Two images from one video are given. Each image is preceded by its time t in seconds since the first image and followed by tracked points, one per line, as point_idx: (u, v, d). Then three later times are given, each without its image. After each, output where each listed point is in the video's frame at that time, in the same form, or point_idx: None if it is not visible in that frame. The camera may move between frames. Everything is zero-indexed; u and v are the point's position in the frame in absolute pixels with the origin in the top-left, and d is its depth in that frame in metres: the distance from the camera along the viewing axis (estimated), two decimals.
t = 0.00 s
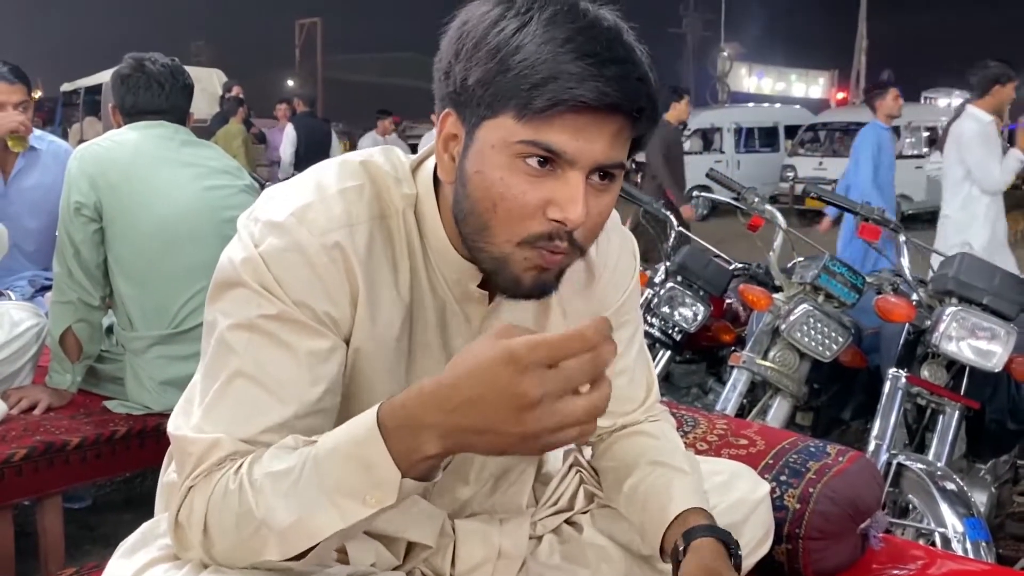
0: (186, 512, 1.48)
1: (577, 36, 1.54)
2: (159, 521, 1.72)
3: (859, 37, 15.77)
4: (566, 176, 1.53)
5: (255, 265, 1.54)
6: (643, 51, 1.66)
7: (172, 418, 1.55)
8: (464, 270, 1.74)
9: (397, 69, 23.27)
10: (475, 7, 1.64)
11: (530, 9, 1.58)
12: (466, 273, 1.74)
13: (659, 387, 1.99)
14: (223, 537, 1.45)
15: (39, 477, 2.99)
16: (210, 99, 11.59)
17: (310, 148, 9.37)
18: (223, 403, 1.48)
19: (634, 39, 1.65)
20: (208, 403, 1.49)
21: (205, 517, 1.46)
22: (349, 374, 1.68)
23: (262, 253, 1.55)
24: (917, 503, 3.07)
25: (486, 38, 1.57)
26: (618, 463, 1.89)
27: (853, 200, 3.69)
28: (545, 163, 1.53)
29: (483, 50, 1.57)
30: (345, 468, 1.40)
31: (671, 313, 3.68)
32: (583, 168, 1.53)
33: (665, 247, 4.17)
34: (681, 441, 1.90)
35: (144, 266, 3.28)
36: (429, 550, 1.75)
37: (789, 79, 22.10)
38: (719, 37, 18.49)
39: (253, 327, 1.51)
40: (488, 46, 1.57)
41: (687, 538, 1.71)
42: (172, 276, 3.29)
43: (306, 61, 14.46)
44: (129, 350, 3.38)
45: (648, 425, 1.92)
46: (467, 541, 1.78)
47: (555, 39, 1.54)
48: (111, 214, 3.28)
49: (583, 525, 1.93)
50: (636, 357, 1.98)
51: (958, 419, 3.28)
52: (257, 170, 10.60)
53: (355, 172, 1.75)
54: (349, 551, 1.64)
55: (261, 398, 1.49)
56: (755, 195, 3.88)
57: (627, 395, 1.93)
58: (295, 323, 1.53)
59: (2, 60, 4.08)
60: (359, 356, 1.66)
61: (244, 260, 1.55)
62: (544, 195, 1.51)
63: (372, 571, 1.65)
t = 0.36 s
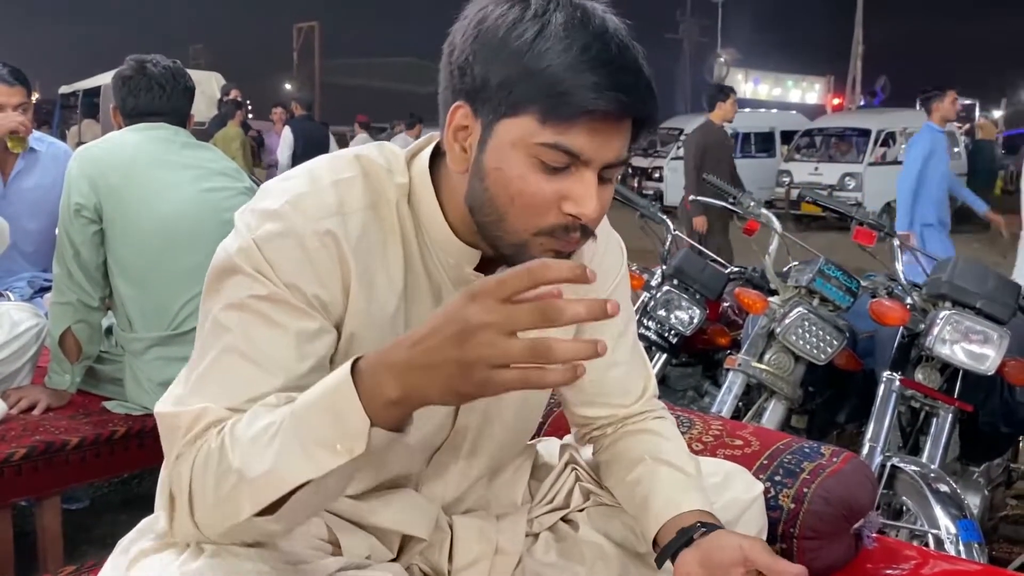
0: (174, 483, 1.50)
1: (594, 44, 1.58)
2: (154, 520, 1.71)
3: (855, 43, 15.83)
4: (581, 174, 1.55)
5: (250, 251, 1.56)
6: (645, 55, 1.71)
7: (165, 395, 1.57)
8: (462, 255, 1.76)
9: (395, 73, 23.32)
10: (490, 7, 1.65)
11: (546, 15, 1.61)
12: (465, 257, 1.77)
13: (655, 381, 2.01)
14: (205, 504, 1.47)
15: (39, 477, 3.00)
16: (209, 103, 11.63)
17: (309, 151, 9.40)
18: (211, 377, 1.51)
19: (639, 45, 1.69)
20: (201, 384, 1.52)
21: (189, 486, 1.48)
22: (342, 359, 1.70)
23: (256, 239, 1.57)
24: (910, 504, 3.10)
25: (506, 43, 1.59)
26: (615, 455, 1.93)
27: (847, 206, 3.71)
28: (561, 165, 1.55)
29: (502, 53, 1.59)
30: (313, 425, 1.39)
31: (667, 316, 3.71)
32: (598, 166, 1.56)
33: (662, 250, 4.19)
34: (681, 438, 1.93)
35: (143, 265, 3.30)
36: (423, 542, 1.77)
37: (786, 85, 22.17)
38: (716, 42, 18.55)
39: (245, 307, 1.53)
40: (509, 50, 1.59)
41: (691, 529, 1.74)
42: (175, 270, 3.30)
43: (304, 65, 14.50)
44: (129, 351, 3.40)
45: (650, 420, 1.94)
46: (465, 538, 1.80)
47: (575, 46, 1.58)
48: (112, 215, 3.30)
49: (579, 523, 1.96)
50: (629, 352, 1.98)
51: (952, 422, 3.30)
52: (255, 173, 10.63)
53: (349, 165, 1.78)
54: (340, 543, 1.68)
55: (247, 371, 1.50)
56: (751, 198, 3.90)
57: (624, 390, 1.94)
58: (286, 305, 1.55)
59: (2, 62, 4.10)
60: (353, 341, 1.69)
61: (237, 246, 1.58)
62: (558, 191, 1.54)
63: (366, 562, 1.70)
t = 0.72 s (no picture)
0: (163, 479, 1.50)
1: (554, 30, 1.63)
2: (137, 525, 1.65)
3: (851, 48, 15.88)
4: (548, 153, 1.60)
5: (241, 251, 1.58)
6: (609, 45, 1.76)
7: (156, 389, 1.57)
8: (448, 251, 1.78)
9: (393, 77, 23.36)
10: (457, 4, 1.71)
11: (509, 5, 1.66)
12: (451, 254, 1.78)
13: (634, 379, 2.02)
14: (193, 510, 1.49)
15: (35, 479, 3.02)
16: (206, 106, 11.65)
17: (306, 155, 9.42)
18: (200, 376, 1.52)
19: (602, 34, 1.74)
20: (189, 382, 1.52)
21: (181, 489, 1.50)
22: (326, 358, 1.69)
23: (247, 241, 1.59)
24: (901, 508, 3.14)
25: (471, 34, 1.64)
26: (596, 461, 1.94)
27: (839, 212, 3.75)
28: (527, 145, 1.60)
29: (469, 43, 1.64)
30: (327, 543, 1.49)
31: (661, 321, 3.74)
32: (564, 146, 1.60)
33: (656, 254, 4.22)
34: (660, 439, 1.94)
35: (138, 270, 3.32)
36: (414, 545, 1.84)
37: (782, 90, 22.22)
38: (713, 47, 18.59)
39: (233, 311, 1.55)
40: (474, 41, 1.64)
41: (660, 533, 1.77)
42: (167, 277, 3.33)
43: (302, 69, 14.53)
44: (125, 354, 3.41)
45: (627, 424, 1.94)
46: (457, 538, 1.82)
47: (538, 33, 1.62)
48: (110, 221, 3.33)
49: (568, 524, 2.00)
50: (611, 353, 2.00)
51: (942, 426, 3.33)
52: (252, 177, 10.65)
53: (338, 167, 1.79)
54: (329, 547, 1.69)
55: (238, 373, 1.52)
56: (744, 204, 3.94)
57: (602, 393, 1.96)
58: (270, 307, 1.56)
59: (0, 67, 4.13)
60: (338, 340, 1.68)
61: (228, 249, 1.59)
62: (527, 173, 1.59)
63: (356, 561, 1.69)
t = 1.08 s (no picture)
0: (168, 480, 1.52)
1: (526, 24, 1.63)
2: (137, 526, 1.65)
3: (850, 52, 15.90)
4: (522, 151, 1.62)
5: (240, 251, 1.59)
6: (589, 37, 1.75)
7: (160, 394, 1.58)
8: (437, 249, 1.80)
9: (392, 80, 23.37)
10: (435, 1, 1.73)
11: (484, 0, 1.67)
12: (441, 253, 1.80)
13: (628, 380, 2.04)
14: (197, 513, 1.50)
15: (35, 480, 3.03)
16: (205, 110, 11.66)
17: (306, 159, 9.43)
18: (205, 380, 1.53)
19: (581, 27, 1.74)
20: (192, 384, 1.53)
21: (185, 491, 1.51)
22: (326, 357, 1.71)
23: (246, 241, 1.60)
24: (897, 509, 3.15)
25: (444, 31, 1.66)
26: (589, 462, 1.96)
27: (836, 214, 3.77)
28: (500, 140, 1.62)
29: (441, 40, 1.67)
30: (329, 553, 1.50)
31: (659, 323, 3.75)
32: (536, 144, 1.62)
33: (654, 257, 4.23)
34: (653, 440, 1.95)
35: (139, 272, 3.33)
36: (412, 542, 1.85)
37: (781, 93, 22.22)
38: (713, 51, 18.61)
39: (233, 314, 1.56)
40: (446, 37, 1.66)
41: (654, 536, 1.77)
42: (165, 280, 3.33)
43: (301, 73, 14.54)
44: (125, 356, 3.43)
45: (619, 424, 1.96)
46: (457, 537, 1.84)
47: (509, 30, 1.63)
48: (110, 223, 3.35)
49: (564, 522, 2.01)
50: (605, 353, 2.02)
51: (938, 428, 3.35)
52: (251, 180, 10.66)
53: (333, 166, 1.81)
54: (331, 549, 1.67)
55: (237, 376, 1.54)
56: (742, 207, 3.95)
57: (598, 392, 1.98)
58: (271, 307, 1.58)
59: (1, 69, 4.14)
60: (335, 338, 1.70)
61: (229, 250, 1.60)
62: (501, 169, 1.61)
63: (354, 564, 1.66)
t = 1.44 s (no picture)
0: (171, 478, 1.53)
1: (503, 15, 1.66)
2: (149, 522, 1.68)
3: (851, 55, 15.91)
4: (503, 140, 1.64)
5: (238, 252, 1.62)
6: (571, 30, 1.78)
7: (164, 398, 1.60)
8: (432, 247, 1.82)
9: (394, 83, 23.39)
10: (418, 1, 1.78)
11: None
12: (435, 250, 1.83)
13: (628, 381, 2.06)
14: (195, 510, 1.51)
15: (39, 480, 3.05)
16: (208, 113, 11.68)
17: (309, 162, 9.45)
18: (209, 380, 1.56)
19: (562, 20, 1.77)
20: (197, 385, 1.56)
21: (185, 488, 1.51)
22: (326, 353, 1.73)
23: (245, 242, 1.63)
24: (897, 509, 3.17)
25: (425, 26, 1.71)
26: (589, 462, 1.97)
27: (836, 217, 3.80)
28: (481, 130, 1.64)
29: (421, 34, 1.71)
30: (306, 544, 1.50)
31: (660, 325, 3.78)
32: (517, 131, 1.64)
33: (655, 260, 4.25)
34: (652, 440, 1.97)
35: (143, 274, 3.36)
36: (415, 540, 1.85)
37: (782, 96, 22.23)
38: (713, 54, 18.64)
39: (234, 315, 1.59)
40: (426, 31, 1.70)
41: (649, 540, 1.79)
42: (172, 283, 3.37)
43: (303, 76, 14.57)
44: (129, 357, 3.45)
45: (618, 424, 1.98)
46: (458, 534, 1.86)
47: (487, 22, 1.67)
48: (114, 225, 3.37)
49: (566, 521, 2.02)
50: (605, 354, 2.04)
51: (937, 429, 3.37)
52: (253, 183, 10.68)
53: (331, 166, 1.84)
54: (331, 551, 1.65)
55: (239, 376, 1.57)
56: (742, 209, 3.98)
57: (597, 392, 2.00)
58: (271, 306, 1.60)
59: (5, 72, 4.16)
60: (333, 335, 1.73)
61: (228, 251, 1.63)
62: (482, 157, 1.63)
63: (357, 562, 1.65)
